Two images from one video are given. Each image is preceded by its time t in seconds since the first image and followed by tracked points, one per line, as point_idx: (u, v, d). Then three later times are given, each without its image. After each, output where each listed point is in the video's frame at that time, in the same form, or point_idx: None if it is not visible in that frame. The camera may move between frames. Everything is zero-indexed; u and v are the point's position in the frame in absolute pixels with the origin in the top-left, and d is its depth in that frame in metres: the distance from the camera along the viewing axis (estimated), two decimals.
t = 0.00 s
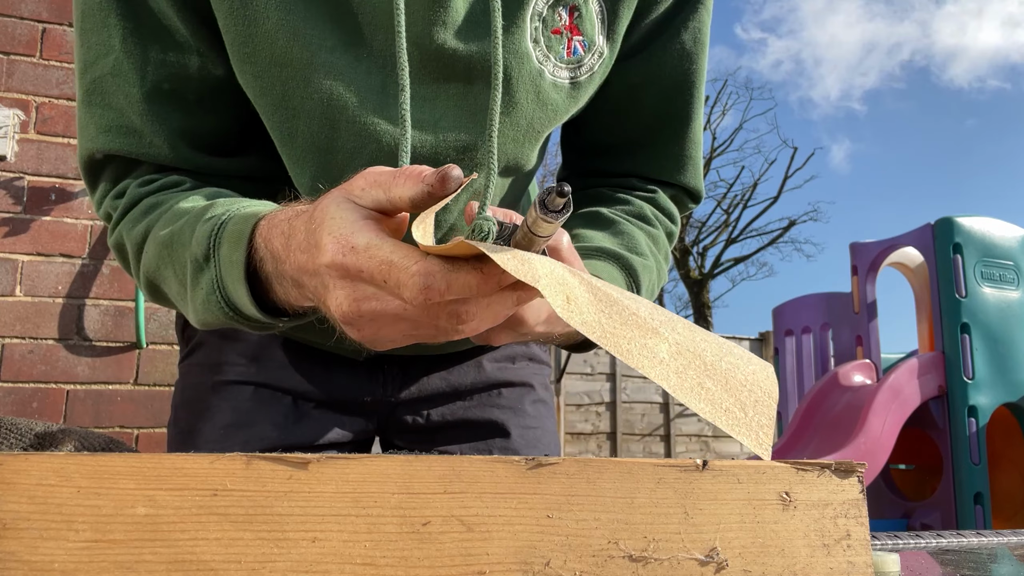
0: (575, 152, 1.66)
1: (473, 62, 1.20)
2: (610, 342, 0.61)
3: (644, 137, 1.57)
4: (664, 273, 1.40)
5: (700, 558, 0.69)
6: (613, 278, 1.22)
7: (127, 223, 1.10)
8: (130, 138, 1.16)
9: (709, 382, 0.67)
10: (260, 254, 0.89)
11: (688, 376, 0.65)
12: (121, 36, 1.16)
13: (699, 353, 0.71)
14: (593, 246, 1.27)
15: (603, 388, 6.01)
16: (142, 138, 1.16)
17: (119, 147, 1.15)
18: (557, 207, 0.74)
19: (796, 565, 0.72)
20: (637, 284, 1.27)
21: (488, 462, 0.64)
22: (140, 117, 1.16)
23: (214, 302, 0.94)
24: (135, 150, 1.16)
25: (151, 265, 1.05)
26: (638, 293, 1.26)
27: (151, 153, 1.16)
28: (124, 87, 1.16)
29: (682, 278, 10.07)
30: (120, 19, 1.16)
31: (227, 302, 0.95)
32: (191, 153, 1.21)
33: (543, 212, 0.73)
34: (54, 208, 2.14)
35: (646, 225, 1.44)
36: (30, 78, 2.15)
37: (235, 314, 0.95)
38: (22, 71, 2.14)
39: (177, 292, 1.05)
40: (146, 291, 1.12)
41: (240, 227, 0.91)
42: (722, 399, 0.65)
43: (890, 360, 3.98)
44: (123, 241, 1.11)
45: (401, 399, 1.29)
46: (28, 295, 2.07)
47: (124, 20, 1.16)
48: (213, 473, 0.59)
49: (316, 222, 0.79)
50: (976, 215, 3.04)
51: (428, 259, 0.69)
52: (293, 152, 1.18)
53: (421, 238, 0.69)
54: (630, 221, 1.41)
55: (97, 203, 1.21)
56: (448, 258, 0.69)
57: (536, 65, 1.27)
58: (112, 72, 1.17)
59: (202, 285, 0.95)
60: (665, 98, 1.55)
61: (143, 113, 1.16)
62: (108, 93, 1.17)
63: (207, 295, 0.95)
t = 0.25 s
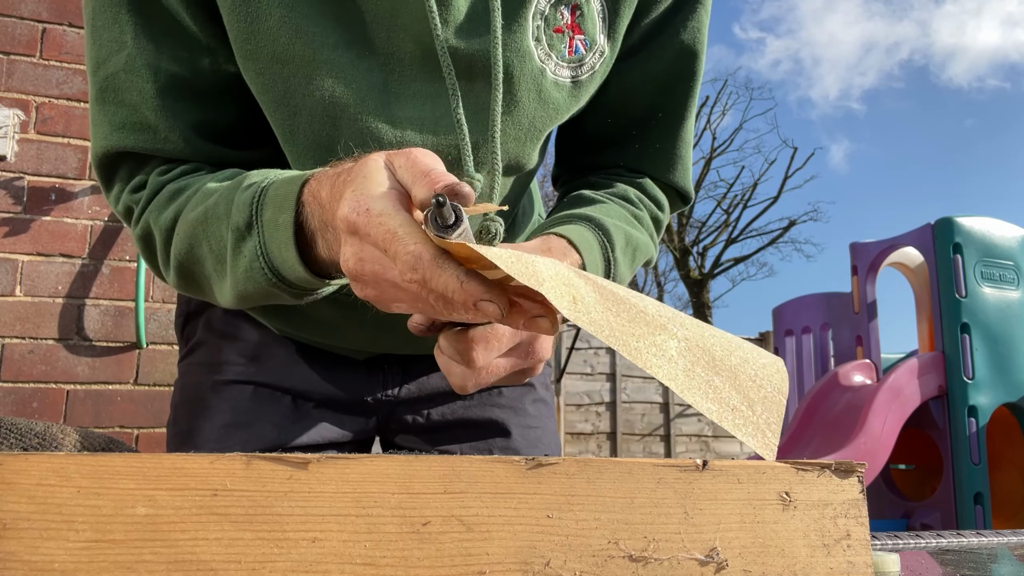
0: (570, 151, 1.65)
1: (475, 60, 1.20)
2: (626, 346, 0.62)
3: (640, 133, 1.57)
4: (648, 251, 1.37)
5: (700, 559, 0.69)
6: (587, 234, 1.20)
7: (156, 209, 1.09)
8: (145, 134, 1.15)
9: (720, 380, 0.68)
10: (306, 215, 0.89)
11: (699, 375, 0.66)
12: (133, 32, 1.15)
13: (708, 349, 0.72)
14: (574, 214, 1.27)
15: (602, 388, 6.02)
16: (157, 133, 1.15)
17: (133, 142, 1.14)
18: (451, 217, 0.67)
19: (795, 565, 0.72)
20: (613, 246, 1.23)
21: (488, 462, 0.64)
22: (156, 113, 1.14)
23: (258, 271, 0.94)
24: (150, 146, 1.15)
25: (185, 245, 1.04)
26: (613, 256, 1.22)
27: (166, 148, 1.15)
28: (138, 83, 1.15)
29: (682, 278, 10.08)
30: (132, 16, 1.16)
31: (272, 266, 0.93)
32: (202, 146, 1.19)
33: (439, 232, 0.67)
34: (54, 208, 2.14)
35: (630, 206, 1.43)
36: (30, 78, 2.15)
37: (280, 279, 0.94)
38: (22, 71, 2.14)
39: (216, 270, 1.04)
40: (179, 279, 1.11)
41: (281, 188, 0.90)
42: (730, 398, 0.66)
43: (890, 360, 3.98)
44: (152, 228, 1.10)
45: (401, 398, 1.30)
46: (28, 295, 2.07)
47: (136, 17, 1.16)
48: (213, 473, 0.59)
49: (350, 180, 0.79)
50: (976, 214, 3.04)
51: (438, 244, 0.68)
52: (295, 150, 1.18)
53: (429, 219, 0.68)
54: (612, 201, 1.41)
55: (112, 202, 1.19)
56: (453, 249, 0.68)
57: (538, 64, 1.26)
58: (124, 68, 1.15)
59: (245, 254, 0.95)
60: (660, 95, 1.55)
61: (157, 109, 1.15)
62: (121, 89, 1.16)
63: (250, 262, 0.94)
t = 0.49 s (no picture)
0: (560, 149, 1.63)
1: (476, 61, 1.20)
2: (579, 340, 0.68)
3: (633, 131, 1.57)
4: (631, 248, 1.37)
5: (700, 558, 0.69)
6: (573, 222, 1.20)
7: (149, 200, 1.10)
8: (136, 131, 1.14)
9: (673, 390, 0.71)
10: (304, 203, 0.88)
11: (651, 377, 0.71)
12: (124, 28, 1.15)
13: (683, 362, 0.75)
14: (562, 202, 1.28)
15: (602, 388, 6.02)
16: (148, 129, 1.15)
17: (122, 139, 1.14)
18: (462, 177, 0.65)
19: (795, 565, 0.72)
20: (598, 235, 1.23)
21: (488, 462, 0.64)
22: (145, 108, 1.14)
23: (256, 257, 0.94)
24: (142, 143, 1.14)
25: (179, 233, 1.04)
26: (598, 245, 1.22)
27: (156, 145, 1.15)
28: (128, 79, 1.15)
29: (682, 278, 10.08)
30: (124, 11, 1.15)
31: (267, 251, 0.93)
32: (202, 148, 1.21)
33: (452, 192, 0.65)
34: (54, 208, 2.14)
35: (613, 202, 1.42)
36: (30, 78, 2.15)
37: (276, 264, 0.94)
38: (22, 71, 2.14)
39: (210, 258, 1.04)
40: (170, 269, 1.11)
41: (279, 174, 0.91)
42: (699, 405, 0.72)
43: (890, 360, 3.98)
44: (146, 218, 1.10)
45: (402, 397, 1.30)
46: (28, 295, 2.07)
47: (128, 13, 1.15)
48: (213, 473, 0.59)
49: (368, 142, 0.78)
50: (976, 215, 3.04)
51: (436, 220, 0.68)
52: (294, 150, 1.18)
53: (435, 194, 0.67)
54: (597, 195, 1.41)
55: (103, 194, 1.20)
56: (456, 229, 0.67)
57: (539, 64, 1.26)
58: (116, 64, 1.15)
59: (242, 240, 0.95)
60: (651, 95, 1.56)
61: (146, 105, 1.14)
62: (113, 86, 1.16)
63: (246, 246, 0.94)
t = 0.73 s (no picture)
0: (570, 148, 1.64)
1: (477, 57, 1.19)
2: (473, 344, 0.64)
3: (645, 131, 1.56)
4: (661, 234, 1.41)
5: (700, 559, 0.69)
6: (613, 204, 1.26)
7: (114, 193, 1.10)
8: (113, 130, 1.15)
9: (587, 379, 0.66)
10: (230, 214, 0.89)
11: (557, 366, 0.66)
12: (105, 27, 1.15)
13: (587, 354, 0.70)
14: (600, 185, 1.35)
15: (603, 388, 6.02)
16: (123, 129, 1.15)
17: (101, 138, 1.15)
18: (493, 177, 0.75)
19: (795, 565, 0.72)
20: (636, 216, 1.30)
21: (488, 462, 0.64)
22: (122, 109, 1.15)
23: (182, 266, 0.95)
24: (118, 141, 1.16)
25: (130, 232, 1.05)
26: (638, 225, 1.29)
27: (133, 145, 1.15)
28: (107, 78, 1.16)
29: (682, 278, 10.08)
30: (104, 9, 1.15)
31: (196, 263, 0.95)
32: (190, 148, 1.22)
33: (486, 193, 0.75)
34: (54, 208, 2.14)
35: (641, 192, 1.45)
36: (30, 78, 2.15)
37: (204, 277, 0.96)
38: (22, 71, 2.14)
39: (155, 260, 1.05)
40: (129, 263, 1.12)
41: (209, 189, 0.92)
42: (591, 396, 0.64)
43: (890, 360, 3.98)
44: (108, 212, 1.11)
45: (402, 397, 1.30)
46: (28, 295, 2.07)
47: (108, 10, 1.15)
48: (213, 473, 0.58)
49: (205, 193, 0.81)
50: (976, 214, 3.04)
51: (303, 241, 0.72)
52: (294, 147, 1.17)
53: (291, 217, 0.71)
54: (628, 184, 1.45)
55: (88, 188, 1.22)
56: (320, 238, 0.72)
57: (540, 62, 1.26)
58: (98, 63, 1.16)
59: (172, 247, 0.96)
60: (663, 96, 1.55)
61: (125, 105, 1.15)
62: (94, 84, 1.17)
63: (176, 256, 0.96)
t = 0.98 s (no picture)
0: (585, 145, 1.66)
1: (481, 49, 1.18)
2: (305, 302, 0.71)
3: (659, 128, 1.55)
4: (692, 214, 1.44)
5: (700, 559, 0.69)
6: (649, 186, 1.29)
7: (88, 160, 1.07)
8: (87, 119, 1.11)
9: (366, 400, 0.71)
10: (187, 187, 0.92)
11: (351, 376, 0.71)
12: (87, 18, 1.13)
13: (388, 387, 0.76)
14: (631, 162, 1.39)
15: (602, 388, 6.02)
16: (98, 119, 1.11)
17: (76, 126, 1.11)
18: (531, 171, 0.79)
19: (796, 565, 0.72)
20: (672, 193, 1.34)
21: (488, 462, 0.64)
22: (97, 98, 1.10)
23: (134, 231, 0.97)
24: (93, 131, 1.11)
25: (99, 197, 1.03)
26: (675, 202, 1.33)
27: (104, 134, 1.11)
28: (86, 68, 1.12)
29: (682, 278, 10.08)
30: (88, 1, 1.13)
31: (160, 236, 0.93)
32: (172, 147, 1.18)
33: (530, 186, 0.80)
34: (54, 208, 2.14)
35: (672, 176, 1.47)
36: (30, 78, 2.15)
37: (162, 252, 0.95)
38: (22, 71, 2.14)
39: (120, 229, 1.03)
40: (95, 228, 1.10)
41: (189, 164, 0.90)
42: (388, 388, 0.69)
43: (890, 360, 3.98)
44: (79, 178, 1.08)
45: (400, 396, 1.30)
46: (28, 295, 2.07)
47: (92, 4, 1.13)
48: (213, 473, 0.58)
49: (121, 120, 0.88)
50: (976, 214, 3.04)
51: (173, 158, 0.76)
52: (298, 139, 1.16)
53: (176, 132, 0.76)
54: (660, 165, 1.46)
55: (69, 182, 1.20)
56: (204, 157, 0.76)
57: (545, 54, 1.25)
58: (77, 52, 1.13)
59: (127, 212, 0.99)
60: (676, 92, 1.54)
61: (97, 94, 1.11)
62: (71, 73, 1.14)
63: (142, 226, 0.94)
